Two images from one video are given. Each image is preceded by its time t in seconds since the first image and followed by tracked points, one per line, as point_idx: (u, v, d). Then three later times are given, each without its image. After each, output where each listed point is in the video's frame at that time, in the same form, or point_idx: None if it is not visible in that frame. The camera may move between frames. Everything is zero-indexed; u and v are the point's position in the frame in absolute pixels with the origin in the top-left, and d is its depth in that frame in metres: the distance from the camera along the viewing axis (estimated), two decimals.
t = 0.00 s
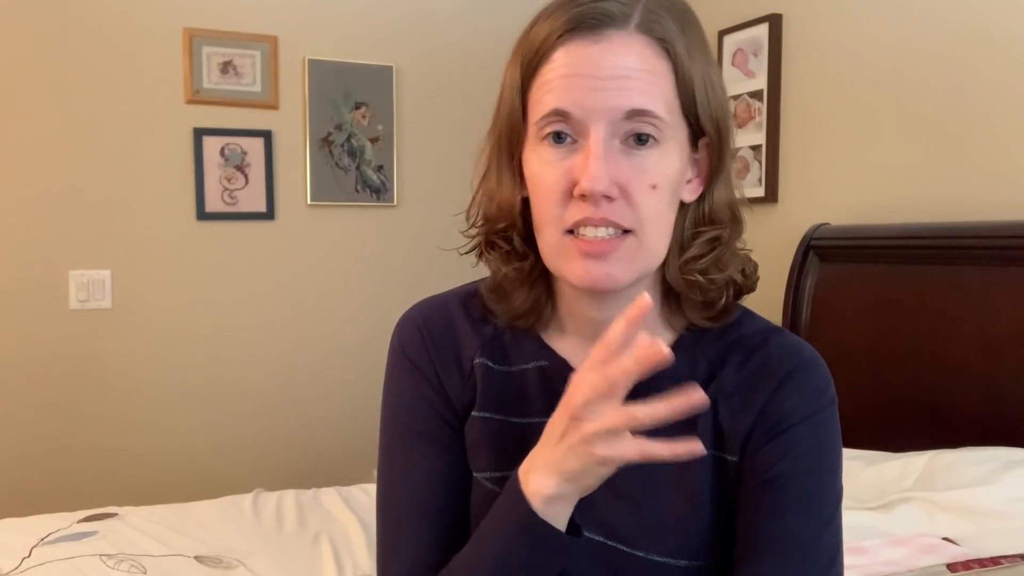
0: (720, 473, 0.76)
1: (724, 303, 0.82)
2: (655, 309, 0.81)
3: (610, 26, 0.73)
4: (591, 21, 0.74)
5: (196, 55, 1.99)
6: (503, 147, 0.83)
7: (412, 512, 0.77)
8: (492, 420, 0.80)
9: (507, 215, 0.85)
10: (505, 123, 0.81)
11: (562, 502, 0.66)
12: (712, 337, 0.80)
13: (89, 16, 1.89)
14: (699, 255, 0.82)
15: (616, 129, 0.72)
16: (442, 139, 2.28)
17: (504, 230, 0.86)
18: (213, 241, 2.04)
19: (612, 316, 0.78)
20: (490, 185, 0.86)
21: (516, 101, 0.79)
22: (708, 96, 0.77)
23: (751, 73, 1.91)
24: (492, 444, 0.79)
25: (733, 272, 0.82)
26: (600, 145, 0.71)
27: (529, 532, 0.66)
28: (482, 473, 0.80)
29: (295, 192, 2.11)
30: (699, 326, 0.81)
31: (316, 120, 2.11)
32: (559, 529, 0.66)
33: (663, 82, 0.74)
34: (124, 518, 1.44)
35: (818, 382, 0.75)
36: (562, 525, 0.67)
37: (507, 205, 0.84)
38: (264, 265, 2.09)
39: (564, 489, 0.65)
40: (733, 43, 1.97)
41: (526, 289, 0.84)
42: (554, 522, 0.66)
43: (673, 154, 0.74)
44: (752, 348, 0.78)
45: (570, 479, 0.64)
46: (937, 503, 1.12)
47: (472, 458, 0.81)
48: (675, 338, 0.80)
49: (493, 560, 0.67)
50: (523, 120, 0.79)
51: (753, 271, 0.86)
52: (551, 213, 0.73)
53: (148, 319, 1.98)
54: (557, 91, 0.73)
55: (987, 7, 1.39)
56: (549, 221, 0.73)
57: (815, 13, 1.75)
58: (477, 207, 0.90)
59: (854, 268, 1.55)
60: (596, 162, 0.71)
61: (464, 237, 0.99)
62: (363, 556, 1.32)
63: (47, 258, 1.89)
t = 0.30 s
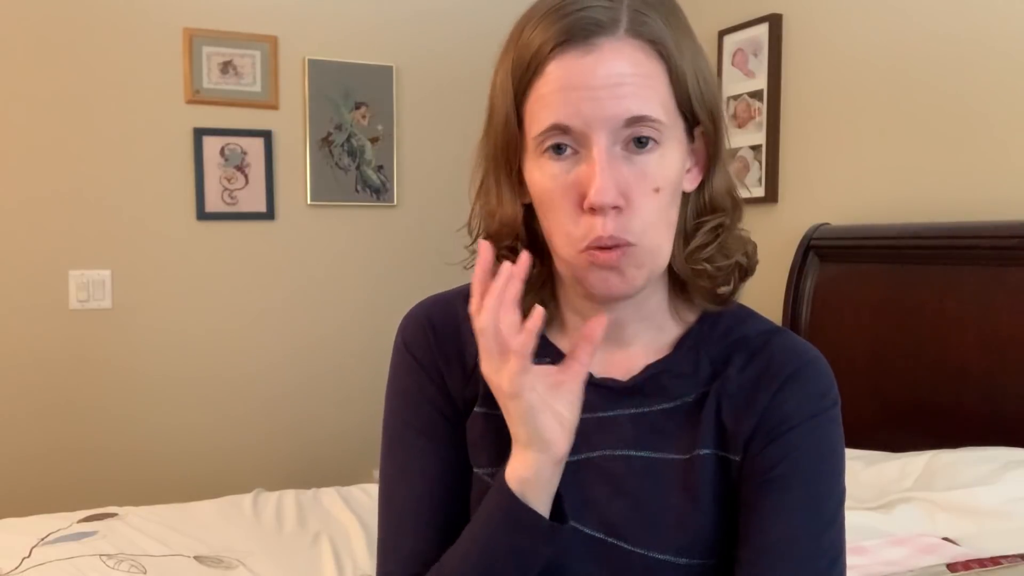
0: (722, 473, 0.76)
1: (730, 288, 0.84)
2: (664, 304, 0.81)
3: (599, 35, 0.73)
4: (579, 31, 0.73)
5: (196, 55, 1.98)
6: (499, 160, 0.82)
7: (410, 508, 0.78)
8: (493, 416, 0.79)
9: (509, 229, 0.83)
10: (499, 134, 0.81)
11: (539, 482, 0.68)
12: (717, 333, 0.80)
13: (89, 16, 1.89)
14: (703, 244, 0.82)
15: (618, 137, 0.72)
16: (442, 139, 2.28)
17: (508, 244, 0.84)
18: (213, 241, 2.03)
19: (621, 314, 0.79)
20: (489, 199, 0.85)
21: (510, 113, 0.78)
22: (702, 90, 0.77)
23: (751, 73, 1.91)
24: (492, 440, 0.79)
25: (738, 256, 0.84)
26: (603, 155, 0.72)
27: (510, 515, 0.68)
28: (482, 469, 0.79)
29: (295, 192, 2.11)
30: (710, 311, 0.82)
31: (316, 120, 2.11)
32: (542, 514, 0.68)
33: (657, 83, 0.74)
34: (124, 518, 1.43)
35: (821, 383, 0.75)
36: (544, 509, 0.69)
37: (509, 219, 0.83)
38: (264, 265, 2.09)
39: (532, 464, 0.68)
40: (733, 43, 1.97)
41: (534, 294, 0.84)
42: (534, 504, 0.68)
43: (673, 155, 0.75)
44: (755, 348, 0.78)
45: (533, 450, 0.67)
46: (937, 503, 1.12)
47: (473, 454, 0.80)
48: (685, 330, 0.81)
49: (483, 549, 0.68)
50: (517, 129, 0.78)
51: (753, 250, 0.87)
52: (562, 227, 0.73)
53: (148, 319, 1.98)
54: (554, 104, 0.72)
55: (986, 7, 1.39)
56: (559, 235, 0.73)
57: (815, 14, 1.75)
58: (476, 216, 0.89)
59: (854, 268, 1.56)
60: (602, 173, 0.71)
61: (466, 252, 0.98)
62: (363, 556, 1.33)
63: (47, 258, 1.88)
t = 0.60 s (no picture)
0: (721, 473, 0.76)
1: (721, 295, 0.83)
2: (657, 307, 0.81)
3: (588, 32, 0.73)
4: (570, 28, 0.73)
5: (196, 55, 1.98)
6: (493, 157, 0.83)
7: (409, 511, 0.78)
8: (491, 419, 0.80)
9: (497, 223, 0.85)
10: (493, 132, 0.81)
11: (551, 506, 0.66)
12: (713, 335, 0.80)
13: (89, 16, 1.89)
14: (694, 246, 0.82)
15: (605, 136, 0.72)
16: (442, 140, 2.28)
17: (495, 237, 0.86)
18: (213, 241, 2.03)
19: (615, 318, 0.78)
20: (482, 194, 0.86)
21: (503, 112, 0.79)
22: (697, 91, 0.77)
23: (751, 73, 1.91)
24: (490, 443, 0.79)
25: (730, 262, 0.83)
26: (590, 154, 0.72)
27: (521, 543, 0.66)
28: (480, 472, 0.79)
29: (295, 192, 2.11)
30: (701, 318, 0.82)
31: (316, 120, 2.11)
32: (554, 539, 0.67)
33: (648, 82, 0.73)
34: (124, 518, 1.43)
35: (820, 383, 0.75)
36: (555, 534, 0.67)
37: (499, 215, 0.84)
38: (264, 265, 2.09)
39: (551, 492, 0.65)
40: (733, 43, 1.97)
41: (525, 291, 0.85)
42: (546, 530, 0.67)
43: (664, 154, 0.74)
44: (754, 349, 0.78)
45: (554, 481, 0.65)
46: (937, 503, 1.12)
47: (471, 458, 0.80)
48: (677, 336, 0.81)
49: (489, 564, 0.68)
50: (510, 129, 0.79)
51: (750, 262, 0.87)
52: (549, 225, 0.73)
53: (148, 319, 1.98)
54: (542, 102, 0.73)
55: (986, 7, 1.39)
56: (546, 232, 0.74)
57: (814, 13, 1.75)
58: (469, 214, 0.91)
59: (854, 269, 1.56)
60: (586, 172, 0.71)
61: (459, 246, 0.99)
62: (363, 556, 1.33)
63: (47, 258, 1.88)
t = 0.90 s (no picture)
0: (721, 473, 0.76)
1: (723, 294, 0.83)
2: (659, 306, 0.81)
3: (592, 31, 0.73)
4: (574, 27, 0.73)
5: (196, 55, 1.99)
6: (495, 154, 0.83)
7: (410, 509, 0.77)
8: (491, 419, 0.80)
9: (502, 223, 0.85)
10: (495, 129, 0.81)
11: (550, 495, 0.67)
12: (714, 335, 0.80)
13: (89, 16, 1.89)
14: (696, 244, 0.82)
15: (609, 134, 0.72)
16: (443, 140, 2.28)
17: (500, 238, 0.86)
18: (213, 241, 2.03)
19: (616, 316, 0.78)
20: (485, 193, 0.86)
21: (505, 110, 0.79)
22: (698, 89, 0.77)
23: (751, 73, 1.91)
24: (491, 443, 0.79)
25: (732, 260, 0.84)
26: (593, 152, 0.72)
27: (522, 529, 0.67)
28: (481, 472, 0.79)
29: (295, 192, 2.11)
30: (703, 317, 0.82)
31: (316, 120, 2.11)
32: (554, 525, 0.68)
33: (650, 81, 0.73)
34: (123, 518, 1.43)
35: (819, 383, 0.75)
36: (555, 521, 0.68)
37: (502, 213, 0.84)
38: (264, 264, 2.09)
39: (547, 477, 0.67)
40: (733, 43, 1.97)
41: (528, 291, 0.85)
42: (546, 517, 0.68)
43: (667, 153, 0.74)
44: (754, 349, 0.78)
45: (551, 463, 0.66)
46: (936, 503, 1.12)
47: (472, 457, 0.80)
48: (679, 335, 0.81)
49: (491, 558, 0.68)
50: (512, 127, 0.79)
51: (750, 258, 0.88)
52: (552, 223, 0.73)
53: (148, 319, 1.98)
54: (545, 99, 0.73)
55: (986, 7, 1.39)
56: (548, 230, 0.73)
57: (814, 13, 1.75)
58: (472, 215, 0.91)
59: (854, 269, 1.56)
60: (590, 170, 0.71)
61: (461, 244, 0.99)
62: (363, 556, 1.32)
63: (47, 258, 1.89)
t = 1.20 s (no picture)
0: (719, 472, 0.76)
1: (723, 294, 0.82)
2: (657, 305, 0.81)
3: (599, 30, 0.73)
4: (580, 25, 0.73)
5: (196, 55, 1.99)
6: (497, 152, 0.83)
7: (410, 508, 0.77)
8: (492, 419, 0.80)
9: (504, 221, 0.84)
10: (497, 126, 0.81)
11: (554, 496, 0.67)
12: (713, 335, 0.80)
13: (89, 17, 1.89)
14: (697, 246, 0.82)
15: (613, 133, 0.72)
16: (443, 140, 2.28)
17: (502, 235, 0.86)
18: (213, 241, 2.04)
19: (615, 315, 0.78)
20: (486, 191, 0.86)
21: (509, 106, 0.78)
22: (701, 90, 0.77)
23: (751, 73, 1.91)
24: (492, 442, 0.80)
25: (732, 261, 0.83)
26: (598, 151, 0.72)
27: (526, 527, 0.67)
28: (481, 471, 0.80)
29: (295, 192, 2.11)
30: (702, 317, 0.81)
31: (316, 120, 2.11)
32: (554, 523, 0.67)
33: (655, 81, 0.73)
34: (124, 518, 1.43)
35: (818, 383, 0.74)
36: (556, 517, 0.68)
37: (504, 211, 0.84)
38: (264, 264, 2.09)
39: (555, 482, 0.66)
40: (733, 43, 1.97)
41: (527, 289, 0.84)
42: (547, 513, 0.67)
43: (670, 154, 0.75)
44: (753, 348, 0.78)
45: (557, 465, 0.66)
46: (936, 503, 1.12)
47: (473, 456, 0.80)
48: (678, 334, 0.81)
49: (491, 557, 0.68)
50: (516, 124, 0.79)
51: (750, 259, 0.87)
52: (556, 221, 0.73)
53: (148, 320, 1.98)
54: (550, 97, 0.73)
55: (986, 7, 1.39)
56: (551, 228, 0.74)
57: (814, 13, 1.75)
58: (474, 212, 0.91)
59: (854, 269, 1.56)
60: (595, 169, 0.71)
61: (462, 241, 0.99)
62: (363, 556, 1.33)
63: (47, 258, 1.89)
